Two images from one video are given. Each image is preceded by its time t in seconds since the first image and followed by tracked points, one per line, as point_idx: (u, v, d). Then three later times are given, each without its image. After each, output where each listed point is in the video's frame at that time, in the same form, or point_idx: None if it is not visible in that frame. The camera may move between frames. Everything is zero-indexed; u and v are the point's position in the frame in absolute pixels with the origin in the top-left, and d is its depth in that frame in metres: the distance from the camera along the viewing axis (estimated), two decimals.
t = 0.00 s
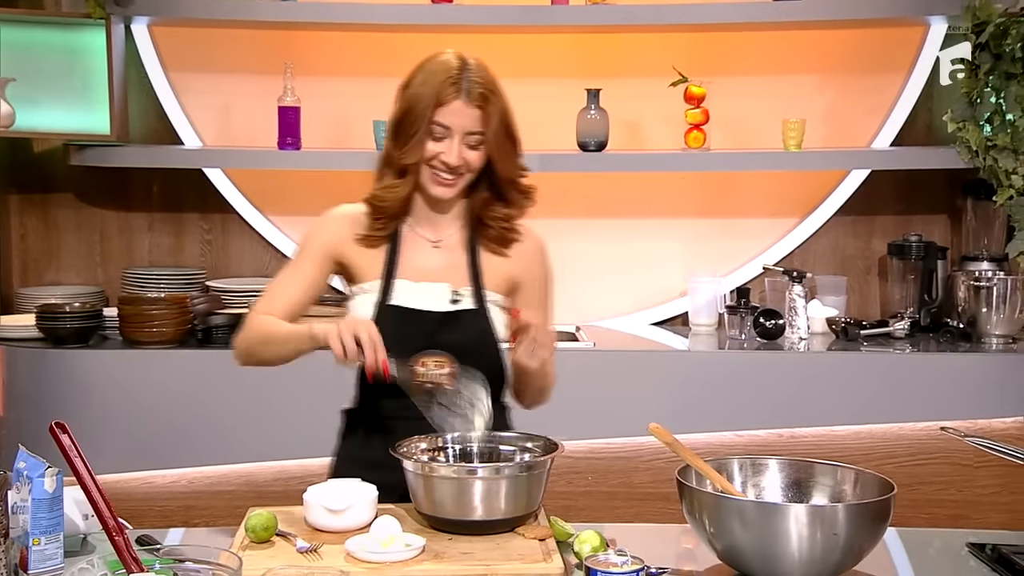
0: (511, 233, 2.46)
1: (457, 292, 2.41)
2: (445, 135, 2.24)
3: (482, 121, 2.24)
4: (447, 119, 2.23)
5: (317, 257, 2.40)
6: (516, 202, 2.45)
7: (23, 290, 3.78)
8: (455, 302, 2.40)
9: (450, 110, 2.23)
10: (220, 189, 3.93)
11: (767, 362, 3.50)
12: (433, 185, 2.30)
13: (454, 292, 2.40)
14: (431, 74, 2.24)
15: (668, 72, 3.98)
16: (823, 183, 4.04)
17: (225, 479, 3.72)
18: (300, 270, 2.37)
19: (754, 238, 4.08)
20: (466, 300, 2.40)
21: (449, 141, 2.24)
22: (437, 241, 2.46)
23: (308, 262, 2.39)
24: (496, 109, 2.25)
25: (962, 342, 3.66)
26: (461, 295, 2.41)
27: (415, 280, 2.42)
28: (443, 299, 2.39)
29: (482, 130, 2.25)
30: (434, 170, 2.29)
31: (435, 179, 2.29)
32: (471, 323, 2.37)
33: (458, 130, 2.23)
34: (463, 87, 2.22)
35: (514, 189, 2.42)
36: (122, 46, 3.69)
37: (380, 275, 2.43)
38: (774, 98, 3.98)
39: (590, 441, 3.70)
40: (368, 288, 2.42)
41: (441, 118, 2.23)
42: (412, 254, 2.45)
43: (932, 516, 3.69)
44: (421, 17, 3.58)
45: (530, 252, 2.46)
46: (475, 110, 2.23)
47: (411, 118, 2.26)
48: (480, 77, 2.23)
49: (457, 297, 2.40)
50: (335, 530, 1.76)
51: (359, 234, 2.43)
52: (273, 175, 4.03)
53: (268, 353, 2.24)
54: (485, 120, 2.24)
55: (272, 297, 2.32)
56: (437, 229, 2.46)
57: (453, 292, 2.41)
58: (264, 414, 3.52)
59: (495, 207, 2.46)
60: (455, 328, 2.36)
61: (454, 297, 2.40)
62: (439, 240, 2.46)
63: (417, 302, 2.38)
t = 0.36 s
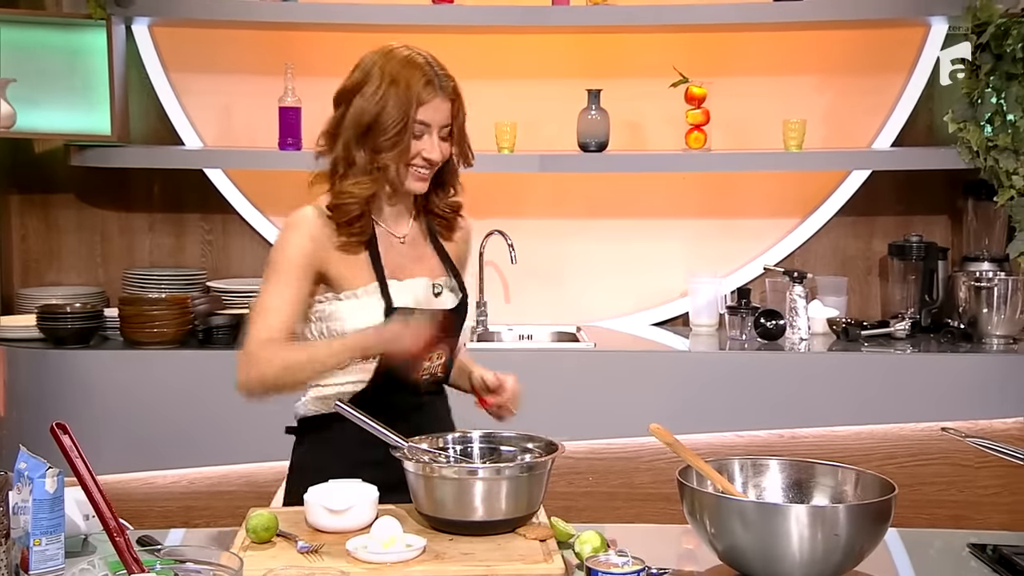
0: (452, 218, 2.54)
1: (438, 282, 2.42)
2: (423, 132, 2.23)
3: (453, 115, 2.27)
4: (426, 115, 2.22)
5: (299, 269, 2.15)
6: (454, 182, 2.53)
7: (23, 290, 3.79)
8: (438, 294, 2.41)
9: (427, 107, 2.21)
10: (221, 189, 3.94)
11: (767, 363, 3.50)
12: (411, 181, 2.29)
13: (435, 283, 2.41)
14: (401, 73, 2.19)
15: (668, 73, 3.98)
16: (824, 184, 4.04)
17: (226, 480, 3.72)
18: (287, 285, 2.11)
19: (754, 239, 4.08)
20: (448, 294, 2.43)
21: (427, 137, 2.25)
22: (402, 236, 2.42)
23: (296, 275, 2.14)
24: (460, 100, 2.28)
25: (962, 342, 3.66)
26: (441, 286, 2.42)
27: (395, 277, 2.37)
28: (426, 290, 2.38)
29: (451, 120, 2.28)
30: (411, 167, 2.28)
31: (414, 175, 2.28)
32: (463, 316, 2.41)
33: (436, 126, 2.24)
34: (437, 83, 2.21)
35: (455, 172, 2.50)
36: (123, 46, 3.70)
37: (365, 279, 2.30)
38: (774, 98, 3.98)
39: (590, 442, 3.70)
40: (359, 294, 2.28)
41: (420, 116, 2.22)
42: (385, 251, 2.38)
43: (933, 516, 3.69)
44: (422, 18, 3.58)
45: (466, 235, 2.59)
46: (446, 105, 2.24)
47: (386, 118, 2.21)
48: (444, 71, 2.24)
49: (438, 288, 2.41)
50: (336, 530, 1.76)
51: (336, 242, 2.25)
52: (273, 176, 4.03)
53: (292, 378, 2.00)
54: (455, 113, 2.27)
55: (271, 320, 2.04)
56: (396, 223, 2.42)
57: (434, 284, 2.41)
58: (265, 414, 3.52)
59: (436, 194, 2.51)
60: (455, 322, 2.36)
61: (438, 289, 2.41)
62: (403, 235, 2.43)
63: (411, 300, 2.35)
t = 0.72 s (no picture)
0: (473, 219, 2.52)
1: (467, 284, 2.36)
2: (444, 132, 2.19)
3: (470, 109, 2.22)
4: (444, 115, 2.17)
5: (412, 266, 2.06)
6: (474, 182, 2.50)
7: (22, 290, 3.78)
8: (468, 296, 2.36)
9: (443, 106, 2.17)
10: (219, 189, 3.93)
11: (766, 363, 3.50)
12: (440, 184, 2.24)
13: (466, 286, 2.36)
14: (409, 78, 2.16)
15: (666, 73, 3.98)
16: (822, 184, 4.04)
17: (225, 480, 3.71)
18: (416, 285, 2.02)
19: (752, 239, 4.08)
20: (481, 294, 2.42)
21: (449, 137, 2.20)
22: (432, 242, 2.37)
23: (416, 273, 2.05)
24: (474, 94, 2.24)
25: (961, 342, 3.66)
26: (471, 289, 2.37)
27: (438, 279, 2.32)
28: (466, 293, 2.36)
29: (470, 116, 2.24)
30: (438, 169, 2.23)
31: (442, 177, 2.24)
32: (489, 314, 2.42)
33: (455, 124, 2.20)
34: (447, 81, 2.17)
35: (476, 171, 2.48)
36: (122, 46, 3.70)
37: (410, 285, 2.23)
38: (773, 98, 3.99)
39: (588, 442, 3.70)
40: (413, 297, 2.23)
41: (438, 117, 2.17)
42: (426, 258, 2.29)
43: (931, 516, 3.69)
44: (420, 18, 3.58)
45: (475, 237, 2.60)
46: (461, 101, 2.20)
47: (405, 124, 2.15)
48: (452, 69, 2.20)
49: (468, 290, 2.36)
50: (335, 531, 1.76)
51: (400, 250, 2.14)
52: (271, 176, 4.03)
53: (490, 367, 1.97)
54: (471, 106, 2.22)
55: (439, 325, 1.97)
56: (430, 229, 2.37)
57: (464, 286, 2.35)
58: (264, 414, 3.52)
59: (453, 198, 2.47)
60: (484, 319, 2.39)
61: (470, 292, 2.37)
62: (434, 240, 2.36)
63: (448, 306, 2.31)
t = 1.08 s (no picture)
0: (534, 222, 2.49)
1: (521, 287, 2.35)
2: (483, 138, 2.15)
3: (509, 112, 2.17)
4: (483, 120, 2.13)
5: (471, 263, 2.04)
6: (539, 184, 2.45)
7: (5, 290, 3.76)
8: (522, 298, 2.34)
9: (479, 112, 2.13)
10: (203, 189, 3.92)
11: (750, 362, 3.51)
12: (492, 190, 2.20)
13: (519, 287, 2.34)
14: (445, 88, 2.14)
15: (652, 73, 3.99)
16: (806, 184, 4.06)
17: (209, 480, 3.70)
18: (473, 282, 2.00)
19: (737, 239, 4.09)
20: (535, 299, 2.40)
21: (491, 142, 2.16)
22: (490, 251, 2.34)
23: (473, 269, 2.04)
24: (514, 97, 2.19)
25: (943, 342, 3.68)
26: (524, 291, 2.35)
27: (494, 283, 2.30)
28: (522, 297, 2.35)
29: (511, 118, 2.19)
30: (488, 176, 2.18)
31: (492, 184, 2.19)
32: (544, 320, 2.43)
33: (496, 129, 2.15)
34: (480, 89, 2.13)
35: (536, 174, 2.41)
36: (105, 45, 3.68)
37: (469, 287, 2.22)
38: (759, 98, 4.00)
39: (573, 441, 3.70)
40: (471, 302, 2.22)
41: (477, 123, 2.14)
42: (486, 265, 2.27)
43: (914, 514, 3.71)
44: (405, 18, 3.57)
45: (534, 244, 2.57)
46: (499, 106, 2.16)
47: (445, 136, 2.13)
48: (489, 76, 2.16)
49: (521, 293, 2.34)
50: (318, 531, 1.75)
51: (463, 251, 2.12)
52: (257, 176, 4.02)
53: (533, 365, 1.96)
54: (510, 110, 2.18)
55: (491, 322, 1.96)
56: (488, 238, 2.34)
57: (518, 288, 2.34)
58: (249, 414, 3.51)
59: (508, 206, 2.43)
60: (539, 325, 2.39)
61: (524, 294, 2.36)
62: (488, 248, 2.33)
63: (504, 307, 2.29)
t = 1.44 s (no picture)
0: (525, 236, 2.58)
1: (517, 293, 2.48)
2: (456, 149, 2.29)
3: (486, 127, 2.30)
4: (455, 132, 2.28)
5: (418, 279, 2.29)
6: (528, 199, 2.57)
7: None
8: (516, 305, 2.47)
9: (455, 123, 2.28)
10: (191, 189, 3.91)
11: (739, 362, 3.52)
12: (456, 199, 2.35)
13: (516, 295, 2.47)
14: (430, 94, 2.31)
15: (641, 73, 3.99)
16: (795, 184, 4.07)
17: (197, 481, 3.69)
18: (420, 297, 2.25)
19: (726, 238, 4.10)
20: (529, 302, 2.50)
21: (461, 154, 2.30)
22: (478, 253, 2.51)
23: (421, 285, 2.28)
24: (494, 114, 2.31)
25: (930, 341, 3.69)
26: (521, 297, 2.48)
27: (475, 289, 2.45)
28: (508, 301, 2.45)
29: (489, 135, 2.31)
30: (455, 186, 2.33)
31: (457, 193, 2.34)
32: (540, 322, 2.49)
33: (468, 143, 2.29)
34: (461, 101, 2.28)
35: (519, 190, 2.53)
36: (92, 44, 3.66)
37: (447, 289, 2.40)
38: (747, 98, 4.00)
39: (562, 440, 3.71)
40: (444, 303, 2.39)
41: (451, 134, 2.28)
42: (461, 264, 2.46)
43: (902, 513, 3.72)
44: (393, 18, 3.57)
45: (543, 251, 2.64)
46: (476, 121, 2.29)
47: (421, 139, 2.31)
48: (473, 90, 2.30)
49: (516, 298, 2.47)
50: (306, 531, 1.75)
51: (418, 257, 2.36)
52: (246, 176, 4.01)
53: (474, 374, 2.17)
54: (488, 125, 2.30)
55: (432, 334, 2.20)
56: (472, 241, 2.50)
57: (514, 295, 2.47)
58: (237, 415, 3.50)
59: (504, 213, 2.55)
60: (530, 326, 2.46)
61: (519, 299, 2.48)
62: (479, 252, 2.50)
63: (489, 309, 2.42)
